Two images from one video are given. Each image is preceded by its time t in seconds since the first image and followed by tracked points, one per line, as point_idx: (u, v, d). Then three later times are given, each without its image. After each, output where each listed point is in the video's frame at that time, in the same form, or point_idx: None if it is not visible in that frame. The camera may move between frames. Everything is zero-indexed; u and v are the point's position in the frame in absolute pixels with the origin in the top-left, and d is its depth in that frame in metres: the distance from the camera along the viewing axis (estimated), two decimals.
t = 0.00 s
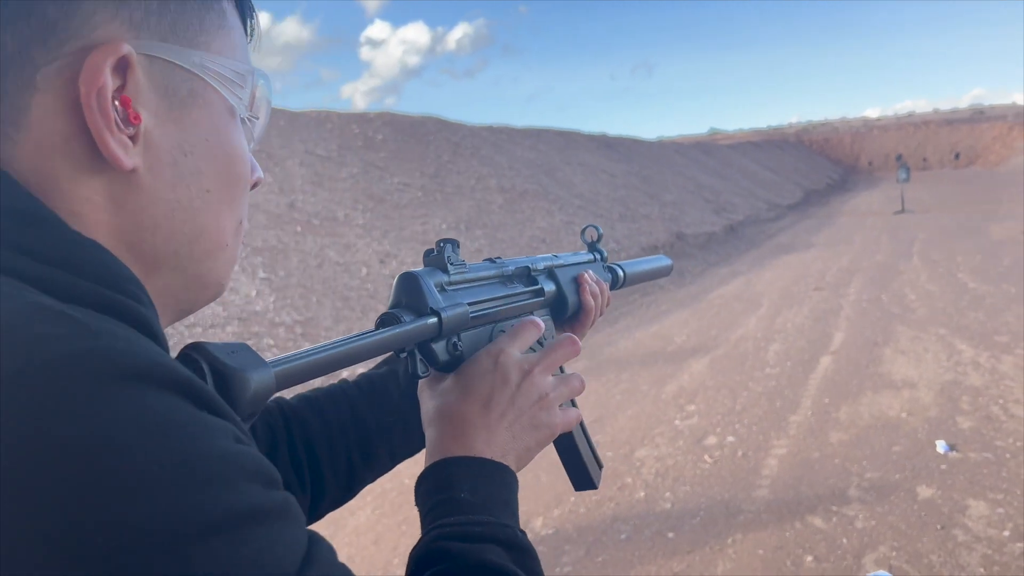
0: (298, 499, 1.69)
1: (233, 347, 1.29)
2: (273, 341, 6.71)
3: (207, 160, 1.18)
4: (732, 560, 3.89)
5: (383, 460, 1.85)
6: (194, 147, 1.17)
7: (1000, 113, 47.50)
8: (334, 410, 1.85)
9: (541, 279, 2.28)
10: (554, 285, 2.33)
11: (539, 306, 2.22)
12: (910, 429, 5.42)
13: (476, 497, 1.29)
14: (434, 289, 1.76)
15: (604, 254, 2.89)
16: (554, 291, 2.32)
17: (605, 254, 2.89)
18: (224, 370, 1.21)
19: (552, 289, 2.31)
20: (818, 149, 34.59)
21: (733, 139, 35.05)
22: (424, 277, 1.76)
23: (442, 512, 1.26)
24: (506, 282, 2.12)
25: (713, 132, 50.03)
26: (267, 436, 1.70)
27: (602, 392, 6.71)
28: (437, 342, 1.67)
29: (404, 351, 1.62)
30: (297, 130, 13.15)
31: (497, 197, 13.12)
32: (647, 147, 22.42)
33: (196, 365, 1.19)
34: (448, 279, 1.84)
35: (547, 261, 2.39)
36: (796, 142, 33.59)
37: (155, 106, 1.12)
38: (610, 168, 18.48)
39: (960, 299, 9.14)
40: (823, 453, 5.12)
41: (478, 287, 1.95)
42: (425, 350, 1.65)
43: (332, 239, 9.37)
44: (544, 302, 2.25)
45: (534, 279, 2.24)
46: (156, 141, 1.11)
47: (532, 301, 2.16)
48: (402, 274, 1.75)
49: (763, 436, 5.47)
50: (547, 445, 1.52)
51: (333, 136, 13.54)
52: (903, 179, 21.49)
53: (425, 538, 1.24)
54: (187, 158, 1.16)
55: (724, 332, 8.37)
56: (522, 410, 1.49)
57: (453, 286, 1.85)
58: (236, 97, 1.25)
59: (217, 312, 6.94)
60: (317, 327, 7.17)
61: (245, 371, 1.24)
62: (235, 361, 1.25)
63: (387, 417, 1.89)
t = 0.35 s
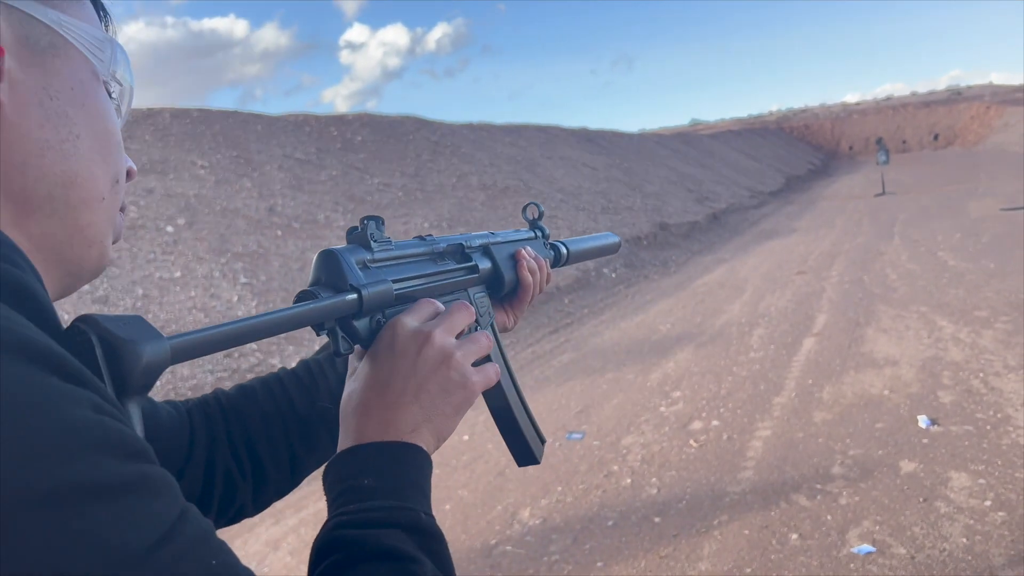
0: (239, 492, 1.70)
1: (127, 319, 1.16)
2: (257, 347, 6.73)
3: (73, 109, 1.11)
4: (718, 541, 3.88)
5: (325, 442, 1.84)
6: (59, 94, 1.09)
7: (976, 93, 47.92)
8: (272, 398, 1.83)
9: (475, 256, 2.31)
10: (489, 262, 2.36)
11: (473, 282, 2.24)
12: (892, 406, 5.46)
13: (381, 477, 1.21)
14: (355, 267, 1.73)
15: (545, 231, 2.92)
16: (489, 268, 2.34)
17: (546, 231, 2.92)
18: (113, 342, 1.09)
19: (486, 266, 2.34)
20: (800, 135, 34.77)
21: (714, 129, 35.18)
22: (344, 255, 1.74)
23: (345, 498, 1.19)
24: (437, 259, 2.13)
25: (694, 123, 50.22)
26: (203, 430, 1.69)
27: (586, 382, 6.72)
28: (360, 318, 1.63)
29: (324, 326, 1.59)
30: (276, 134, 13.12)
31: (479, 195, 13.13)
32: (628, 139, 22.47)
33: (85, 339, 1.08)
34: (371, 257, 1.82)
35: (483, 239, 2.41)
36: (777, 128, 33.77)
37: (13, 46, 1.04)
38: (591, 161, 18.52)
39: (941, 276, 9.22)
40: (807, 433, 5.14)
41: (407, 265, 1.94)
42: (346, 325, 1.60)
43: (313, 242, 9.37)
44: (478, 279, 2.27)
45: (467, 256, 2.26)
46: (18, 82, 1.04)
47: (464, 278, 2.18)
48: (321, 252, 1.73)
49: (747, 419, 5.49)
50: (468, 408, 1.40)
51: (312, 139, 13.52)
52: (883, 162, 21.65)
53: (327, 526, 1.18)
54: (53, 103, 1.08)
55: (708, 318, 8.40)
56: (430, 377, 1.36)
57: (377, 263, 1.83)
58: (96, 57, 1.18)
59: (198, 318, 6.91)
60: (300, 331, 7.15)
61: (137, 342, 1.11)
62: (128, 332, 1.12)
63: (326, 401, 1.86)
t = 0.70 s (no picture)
0: (198, 491, 1.73)
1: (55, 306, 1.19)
2: (244, 355, 6.71)
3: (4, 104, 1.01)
4: (709, 530, 3.90)
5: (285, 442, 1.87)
6: None
7: (957, 79, 48.23)
8: (232, 398, 1.86)
9: (432, 251, 2.34)
10: (445, 256, 2.39)
11: (428, 275, 2.27)
12: (879, 390, 5.50)
13: (331, 456, 1.25)
14: (298, 256, 1.76)
15: (507, 229, 2.96)
16: (445, 262, 2.38)
17: (509, 229, 2.96)
18: (35, 327, 1.13)
19: (443, 261, 2.37)
20: (784, 125, 34.91)
21: (699, 123, 35.32)
22: (287, 245, 1.76)
23: (297, 478, 1.24)
24: (390, 252, 2.16)
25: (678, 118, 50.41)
26: (161, 429, 1.72)
27: (575, 378, 6.75)
28: (302, 308, 1.66)
29: (266, 314, 1.62)
30: (259, 142, 13.11)
31: (465, 196, 13.16)
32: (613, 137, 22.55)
33: (9, 326, 1.11)
34: (316, 247, 1.84)
35: (440, 234, 2.45)
36: (761, 120, 33.91)
37: None
38: (576, 159, 18.58)
39: (925, 261, 9.28)
40: (795, 420, 5.17)
41: (356, 256, 1.97)
42: (288, 314, 1.64)
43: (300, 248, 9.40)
44: (434, 272, 2.30)
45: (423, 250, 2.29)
46: None
47: (419, 271, 2.21)
48: (264, 243, 1.75)
49: (736, 408, 5.52)
50: (420, 379, 1.42)
51: (295, 146, 13.51)
52: (867, 150, 21.78)
53: (280, 506, 1.23)
54: None
55: (696, 311, 8.45)
56: (376, 353, 1.37)
57: (323, 254, 1.85)
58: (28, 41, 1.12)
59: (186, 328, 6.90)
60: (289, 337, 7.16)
61: (62, 327, 1.16)
62: (52, 317, 1.16)
63: (286, 400, 1.89)
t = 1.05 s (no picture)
0: (197, 511, 1.74)
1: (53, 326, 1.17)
2: (245, 364, 6.74)
3: None
4: (711, 526, 3.91)
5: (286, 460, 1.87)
6: None
7: (950, 71, 48.32)
8: (236, 416, 1.86)
9: (431, 271, 2.36)
10: (446, 276, 2.41)
11: (429, 296, 2.28)
12: (878, 383, 5.52)
13: (328, 481, 1.26)
14: (300, 280, 1.77)
15: (508, 247, 2.98)
16: (445, 282, 2.39)
17: (510, 247, 2.98)
18: (35, 348, 1.10)
19: (443, 281, 2.39)
20: (777, 121, 34.94)
21: (693, 122, 35.38)
22: (289, 267, 1.77)
23: (293, 499, 1.24)
24: (391, 273, 2.18)
25: (672, 116, 50.50)
26: (163, 447, 1.73)
27: (575, 378, 6.76)
28: (303, 333, 1.70)
29: (266, 339, 1.64)
30: (254, 150, 13.12)
31: (460, 200, 13.18)
32: (607, 137, 22.58)
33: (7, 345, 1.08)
34: (318, 270, 1.86)
35: (441, 254, 2.47)
36: (755, 117, 33.94)
37: None
38: (571, 159, 18.61)
39: (921, 253, 9.30)
40: (795, 415, 5.18)
41: (357, 278, 1.99)
42: (288, 339, 1.68)
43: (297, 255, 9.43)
44: (434, 292, 2.32)
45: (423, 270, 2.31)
46: None
47: (419, 291, 2.23)
48: (265, 266, 1.77)
49: (736, 404, 5.53)
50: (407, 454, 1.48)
51: (290, 153, 13.53)
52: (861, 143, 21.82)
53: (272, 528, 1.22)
54: None
55: (694, 308, 8.47)
56: (385, 412, 1.44)
57: (324, 276, 1.87)
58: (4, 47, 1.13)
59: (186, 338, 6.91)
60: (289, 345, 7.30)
61: (62, 348, 1.13)
62: (52, 337, 1.14)
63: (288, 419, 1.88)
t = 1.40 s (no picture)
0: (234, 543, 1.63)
1: (160, 336, 1.04)
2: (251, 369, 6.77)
3: None
4: (718, 525, 3.90)
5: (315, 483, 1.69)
6: None
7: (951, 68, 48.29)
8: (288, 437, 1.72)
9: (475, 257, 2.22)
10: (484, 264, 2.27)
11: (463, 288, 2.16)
12: (884, 380, 5.51)
13: (339, 493, 1.24)
14: (372, 276, 1.61)
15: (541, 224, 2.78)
16: (485, 269, 2.26)
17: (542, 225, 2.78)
18: (142, 369, 0.99)
19: (482, 266, 2.26)
20: (779, 118, 34.91)
21: (694, 121, 35.37)
22: (366, 260, 1.60)
23: (305, 513, 1.23)
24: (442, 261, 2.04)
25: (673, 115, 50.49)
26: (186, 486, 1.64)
27: (580, 379, 6.76)
28: (359, 334, 1.55)
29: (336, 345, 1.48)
30: (256, 155, 13.16)
31: (463, 202, 13.20)
32: (609, 137, 22.59)
33: (112, 354, 0.98)
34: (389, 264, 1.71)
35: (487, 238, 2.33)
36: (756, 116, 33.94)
37: None
38: (573, 160, 18.62)
39: (924, 250, 9.29)
40: (801, 412, 5.18)
41: (413, 268, 1.85)
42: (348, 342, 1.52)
43: (301, 259, 9.47)
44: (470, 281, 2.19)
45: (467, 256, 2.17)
46: None
47: (458, 281, 2.10)
48: (343, 252, 1.58)
49: (741, 403, 5.53)
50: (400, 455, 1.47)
51: (292, 158, 13.56)
52: (863, 141, 21.80)
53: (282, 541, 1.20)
54: None
55: (698, 307, 8.47)
56: (394, 421, 1.41)
57: (392, 271, 1.72)
58: None
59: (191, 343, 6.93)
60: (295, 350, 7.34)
61: (169, 369, 1.01)
62: (163, 357, 1.02)
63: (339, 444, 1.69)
